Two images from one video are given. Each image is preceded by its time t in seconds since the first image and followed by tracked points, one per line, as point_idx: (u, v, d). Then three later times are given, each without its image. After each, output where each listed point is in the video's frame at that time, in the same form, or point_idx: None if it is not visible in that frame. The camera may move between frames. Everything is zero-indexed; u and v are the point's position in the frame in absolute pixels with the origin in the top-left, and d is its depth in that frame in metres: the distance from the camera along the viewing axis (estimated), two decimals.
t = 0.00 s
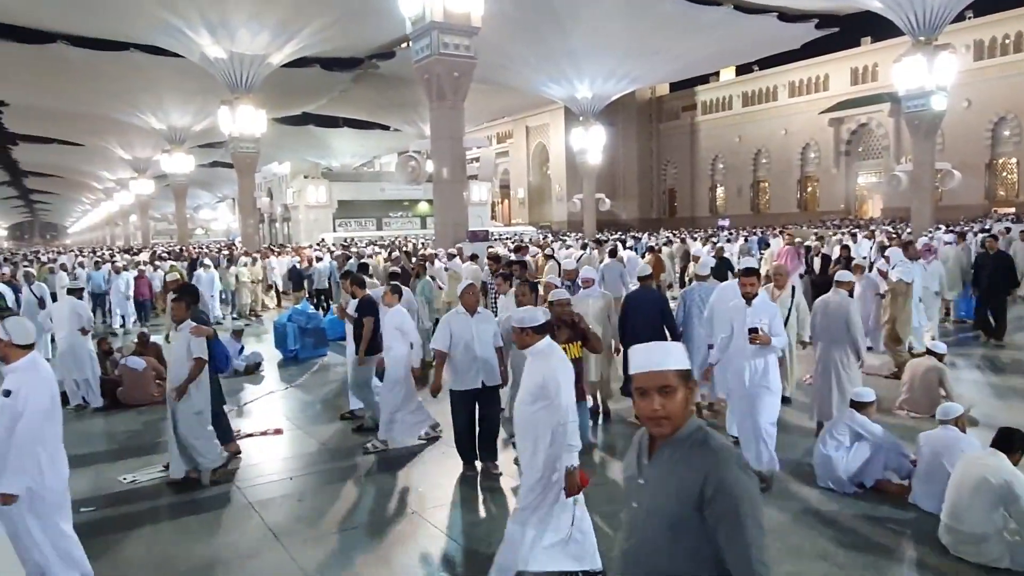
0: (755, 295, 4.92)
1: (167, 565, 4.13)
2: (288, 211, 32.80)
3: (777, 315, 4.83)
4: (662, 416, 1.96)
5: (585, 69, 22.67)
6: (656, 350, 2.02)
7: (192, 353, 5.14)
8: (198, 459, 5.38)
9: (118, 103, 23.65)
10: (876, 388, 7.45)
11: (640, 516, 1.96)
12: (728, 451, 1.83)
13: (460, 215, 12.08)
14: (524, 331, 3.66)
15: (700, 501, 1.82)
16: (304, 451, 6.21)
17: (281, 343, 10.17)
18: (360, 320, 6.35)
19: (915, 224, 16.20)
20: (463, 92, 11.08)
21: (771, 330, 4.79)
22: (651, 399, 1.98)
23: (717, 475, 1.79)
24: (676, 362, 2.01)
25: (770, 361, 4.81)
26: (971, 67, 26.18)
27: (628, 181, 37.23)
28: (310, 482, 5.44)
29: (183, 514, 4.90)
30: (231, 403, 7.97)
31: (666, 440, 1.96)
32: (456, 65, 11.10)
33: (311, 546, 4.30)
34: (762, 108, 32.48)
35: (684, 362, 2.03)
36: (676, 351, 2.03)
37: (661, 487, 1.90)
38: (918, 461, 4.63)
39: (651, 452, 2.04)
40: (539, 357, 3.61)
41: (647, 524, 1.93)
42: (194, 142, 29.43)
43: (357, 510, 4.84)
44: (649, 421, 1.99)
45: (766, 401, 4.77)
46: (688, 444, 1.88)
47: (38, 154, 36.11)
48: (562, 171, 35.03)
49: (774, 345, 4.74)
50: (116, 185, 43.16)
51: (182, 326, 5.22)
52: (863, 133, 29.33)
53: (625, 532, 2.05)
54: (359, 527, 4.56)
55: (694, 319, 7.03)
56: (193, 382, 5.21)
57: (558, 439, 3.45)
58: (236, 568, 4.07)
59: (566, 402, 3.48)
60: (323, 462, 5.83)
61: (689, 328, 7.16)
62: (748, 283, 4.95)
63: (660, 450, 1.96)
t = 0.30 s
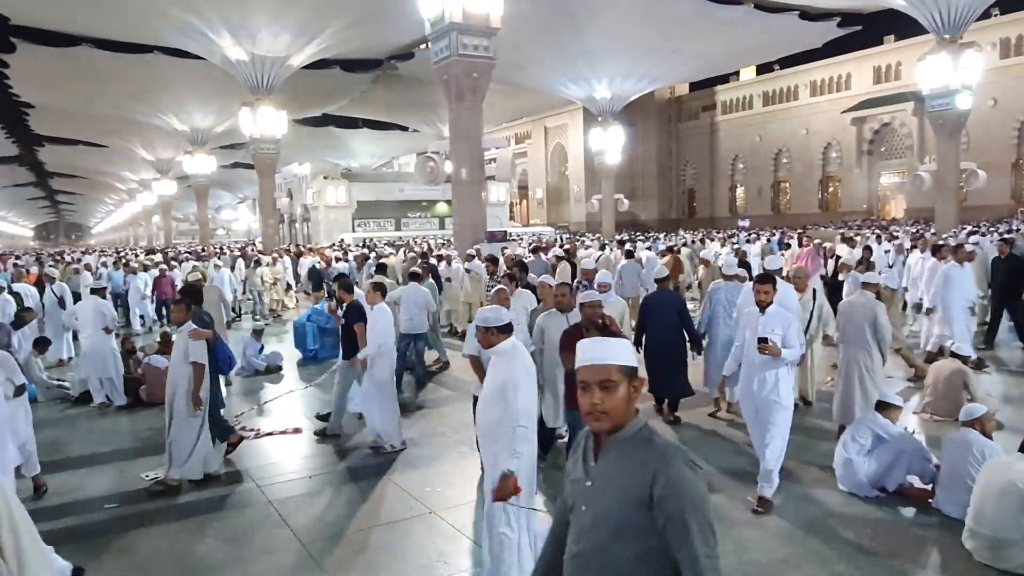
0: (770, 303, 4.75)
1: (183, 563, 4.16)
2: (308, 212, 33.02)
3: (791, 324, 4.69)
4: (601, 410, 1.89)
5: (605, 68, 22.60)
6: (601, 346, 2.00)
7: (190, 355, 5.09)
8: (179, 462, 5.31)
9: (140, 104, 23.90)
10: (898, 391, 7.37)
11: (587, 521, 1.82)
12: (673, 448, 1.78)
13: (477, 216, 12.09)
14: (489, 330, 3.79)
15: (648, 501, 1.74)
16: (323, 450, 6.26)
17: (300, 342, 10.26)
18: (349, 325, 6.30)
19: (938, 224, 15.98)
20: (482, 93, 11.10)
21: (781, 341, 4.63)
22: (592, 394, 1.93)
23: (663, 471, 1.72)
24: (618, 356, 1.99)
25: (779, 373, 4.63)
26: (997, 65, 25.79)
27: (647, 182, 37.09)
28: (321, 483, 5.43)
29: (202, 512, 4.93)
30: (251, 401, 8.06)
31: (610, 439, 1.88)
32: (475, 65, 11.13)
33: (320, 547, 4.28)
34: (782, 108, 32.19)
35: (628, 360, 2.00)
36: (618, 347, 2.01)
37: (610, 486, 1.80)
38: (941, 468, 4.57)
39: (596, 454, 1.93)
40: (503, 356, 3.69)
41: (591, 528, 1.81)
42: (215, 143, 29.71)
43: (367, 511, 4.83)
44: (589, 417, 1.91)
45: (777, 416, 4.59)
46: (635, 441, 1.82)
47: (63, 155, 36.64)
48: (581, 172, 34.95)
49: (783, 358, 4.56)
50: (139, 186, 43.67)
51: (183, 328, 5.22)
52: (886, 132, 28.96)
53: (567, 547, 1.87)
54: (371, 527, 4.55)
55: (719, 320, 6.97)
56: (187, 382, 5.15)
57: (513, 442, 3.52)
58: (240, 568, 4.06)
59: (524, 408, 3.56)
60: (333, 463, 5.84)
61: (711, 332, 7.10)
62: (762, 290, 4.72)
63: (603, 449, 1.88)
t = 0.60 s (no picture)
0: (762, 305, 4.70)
1: (184, 562, 4.17)
2: (312, 211, 33.07)
3: (782, 324, 4.62)
4: (537, 428, 1.92)
5: (609, 69, 22.59)
6: (545, 359, 2.00)
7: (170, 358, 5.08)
8: (168, 465, 5.32)
9: (145, 103, 23.94)
10: (903, 392, 7.35)
11: (519, 542, 1.82)
12: (609, 466, 1.80)
13: (480, 215, 12.09)
14: (438, 336, 3.84)
15: (583, 526, 1.75)
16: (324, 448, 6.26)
17: (303, 341, 10.30)
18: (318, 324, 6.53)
19: (943, 225, 15.95)
20: (486, 93, 11.11)
21: (773, 343, 4.55)
22: (527, 413, 1.96)
23: (601, 494, 1.73)
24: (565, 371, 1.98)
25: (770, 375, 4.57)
26: (1003, 66, 25.70)
27: (651, 182, 37.07)
28: (319, 483, 5.42)
29: (205, 512, 4.94)
30: (254, 400, 8.10)
31: (550, 457, 1.90)
32: (479, 65, 11.14)
33: (317, 549, 4.27)
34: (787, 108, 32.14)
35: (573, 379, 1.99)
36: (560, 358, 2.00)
37: (546, 505, 1.81)
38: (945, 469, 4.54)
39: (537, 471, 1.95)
40: (452, 361, 3.77)
41: (525, 550, 1.80)
42: (219, 144, 29.76)
43: (365, 511, 4.83)
44: (526, 434, 1.95)
45: (772, 422, 4.52)
46: (575, 459, 1.83)
47: (68, 154, 36.74)
48: (585, 172, 34.94)
49: (773, 359, 4.47)
50: (143, 185, 43.79)
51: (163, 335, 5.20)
52: (891, 133, 28.85)
53: (504, 563, 1.88)
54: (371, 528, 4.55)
55: (726, 317, 6.98)
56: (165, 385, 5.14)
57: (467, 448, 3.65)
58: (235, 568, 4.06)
59: (464, 412, 3.59)
60: (332, 464, 5.83)
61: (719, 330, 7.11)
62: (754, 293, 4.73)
63: (544, 466, 1.89)
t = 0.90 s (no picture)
0: (754, 307, 4.57)
1: (182, 564, 4.15)
2: (315, 212, 33.11)
3: (771, 327, 4.45)
4: (454, 453, 1.79)
5: (612, 70, 22.58)
6: (483, 376, 1.84)
7: (150, 360, 5.07)
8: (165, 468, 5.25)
9: (148, 105, 23.99)
10: (907, 395, 7.33)
11: (435, 558, 1.75)
12: (534, 496, 1.68)
13: (482, 216, 12.08)
14: (384, 335, 3.75)
15: (491, 551, 1.65)
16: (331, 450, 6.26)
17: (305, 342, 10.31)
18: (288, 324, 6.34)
19: (947, 227, 15.92)
20: (488, 94, 11.12)
21: (765, 346, 4.43)
22: (446, 435, 1.82)
23: (513, 518, 1.64)
24: (501, 401, 1.82)
25: (758, 379, 4.44)
26: (1007, 67, 25.62)
27: (654, 183, 37.03)
28: (317, 486, 5.39)
29: (205, 513, 4.92)
30: (257, 401, 8.10)
31: (474, 476, 1.79)
32: (481, 67, 11.14)
33: (315, 552, 4.23)
34: (790, 109, 32.07)
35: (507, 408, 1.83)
36: (496, 382, 1.84)
37: (461, 520, 1.72)
38: (948, 472, 4.52)
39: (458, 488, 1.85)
40: (398, 360, 3.69)
41: (436, 563, 1.74)
42: (222, 145, 29.80)
43: (364, 514, 4.81)
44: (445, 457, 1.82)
45: (760, 429, 4.43)
46: (497, 482, 1.72)
47: (72, 155, 36.80)
48: (587, 174, 34.92)
49: (762, 362, 4.34)
50: (147, 187, 43.87)
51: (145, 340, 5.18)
52: (894, 134, 28.77)
53: None
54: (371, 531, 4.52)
55: (728, 317, 6.99)
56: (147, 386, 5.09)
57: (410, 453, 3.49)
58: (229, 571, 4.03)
59: (418, 409, 3.53)
60: (330, 466, 5.80)
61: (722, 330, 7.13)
62: (742, 295, 4.57)
63: (464, 486, 1.78)
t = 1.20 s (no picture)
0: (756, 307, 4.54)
1: (193, 562, 4.16)
2: (323, 210, 33.21)
3: (773, 327, 4.40)
4: (391, 482, 1.72)
5: (621, 69, 22.57)
6: (401, 412, 1.70)
7: (154, 356, 5.04)
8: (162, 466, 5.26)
9: (159, 103, 24.13)
10: (916, 395, 7.31)
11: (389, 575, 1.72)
12: (488, 504, 1.67)
13: (491, 215, 12.07)
14: (338, 341, 3.74)
15: (451, 561, 1.64)
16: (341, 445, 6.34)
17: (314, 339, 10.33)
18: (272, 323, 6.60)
19: (958, 226, 15.84)
20: (497, 92, 11.14)
21: (771, 343, 4.37)
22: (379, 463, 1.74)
23: (471, 529, 1.63)
24: (429, 418, 1.71)
25: (760, 380, 4.37)
26: (1019, 65, 25.44)
27: (662, 182, 36.96)
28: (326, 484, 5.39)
29: (216, 510, 4.92)
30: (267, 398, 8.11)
31: (414, 497, 1.74)
32: (491, 65, 11.14)
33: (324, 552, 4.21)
34: (801, 108, 31.92)
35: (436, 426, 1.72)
36: (415, 398, 1.72)
37: (410, 540, 1.68)
38: (957, 471, 4.50)
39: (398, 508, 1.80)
40: (353, 365, 3.67)
41: None
42: (233, 142, 29.94)
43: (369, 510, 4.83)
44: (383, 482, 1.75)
45: (757, 432, 4.34)
46: (445, 496, 1.69)
47: (83, 153, 37.03)
48: (596, 173, 34.90)
49: (766, 364, 4.32)
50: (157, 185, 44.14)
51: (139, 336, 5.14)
52: (905, 133, 28.60)
53: None
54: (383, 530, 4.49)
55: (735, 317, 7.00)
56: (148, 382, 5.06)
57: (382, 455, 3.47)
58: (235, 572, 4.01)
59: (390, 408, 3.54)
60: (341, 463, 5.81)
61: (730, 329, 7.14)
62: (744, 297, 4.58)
63: (408, 507, 1.73)
